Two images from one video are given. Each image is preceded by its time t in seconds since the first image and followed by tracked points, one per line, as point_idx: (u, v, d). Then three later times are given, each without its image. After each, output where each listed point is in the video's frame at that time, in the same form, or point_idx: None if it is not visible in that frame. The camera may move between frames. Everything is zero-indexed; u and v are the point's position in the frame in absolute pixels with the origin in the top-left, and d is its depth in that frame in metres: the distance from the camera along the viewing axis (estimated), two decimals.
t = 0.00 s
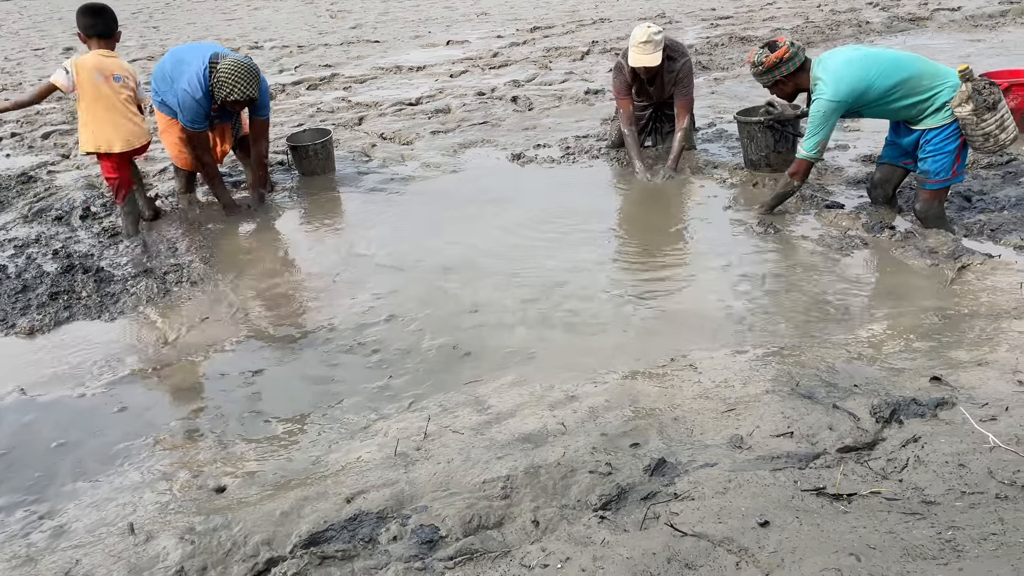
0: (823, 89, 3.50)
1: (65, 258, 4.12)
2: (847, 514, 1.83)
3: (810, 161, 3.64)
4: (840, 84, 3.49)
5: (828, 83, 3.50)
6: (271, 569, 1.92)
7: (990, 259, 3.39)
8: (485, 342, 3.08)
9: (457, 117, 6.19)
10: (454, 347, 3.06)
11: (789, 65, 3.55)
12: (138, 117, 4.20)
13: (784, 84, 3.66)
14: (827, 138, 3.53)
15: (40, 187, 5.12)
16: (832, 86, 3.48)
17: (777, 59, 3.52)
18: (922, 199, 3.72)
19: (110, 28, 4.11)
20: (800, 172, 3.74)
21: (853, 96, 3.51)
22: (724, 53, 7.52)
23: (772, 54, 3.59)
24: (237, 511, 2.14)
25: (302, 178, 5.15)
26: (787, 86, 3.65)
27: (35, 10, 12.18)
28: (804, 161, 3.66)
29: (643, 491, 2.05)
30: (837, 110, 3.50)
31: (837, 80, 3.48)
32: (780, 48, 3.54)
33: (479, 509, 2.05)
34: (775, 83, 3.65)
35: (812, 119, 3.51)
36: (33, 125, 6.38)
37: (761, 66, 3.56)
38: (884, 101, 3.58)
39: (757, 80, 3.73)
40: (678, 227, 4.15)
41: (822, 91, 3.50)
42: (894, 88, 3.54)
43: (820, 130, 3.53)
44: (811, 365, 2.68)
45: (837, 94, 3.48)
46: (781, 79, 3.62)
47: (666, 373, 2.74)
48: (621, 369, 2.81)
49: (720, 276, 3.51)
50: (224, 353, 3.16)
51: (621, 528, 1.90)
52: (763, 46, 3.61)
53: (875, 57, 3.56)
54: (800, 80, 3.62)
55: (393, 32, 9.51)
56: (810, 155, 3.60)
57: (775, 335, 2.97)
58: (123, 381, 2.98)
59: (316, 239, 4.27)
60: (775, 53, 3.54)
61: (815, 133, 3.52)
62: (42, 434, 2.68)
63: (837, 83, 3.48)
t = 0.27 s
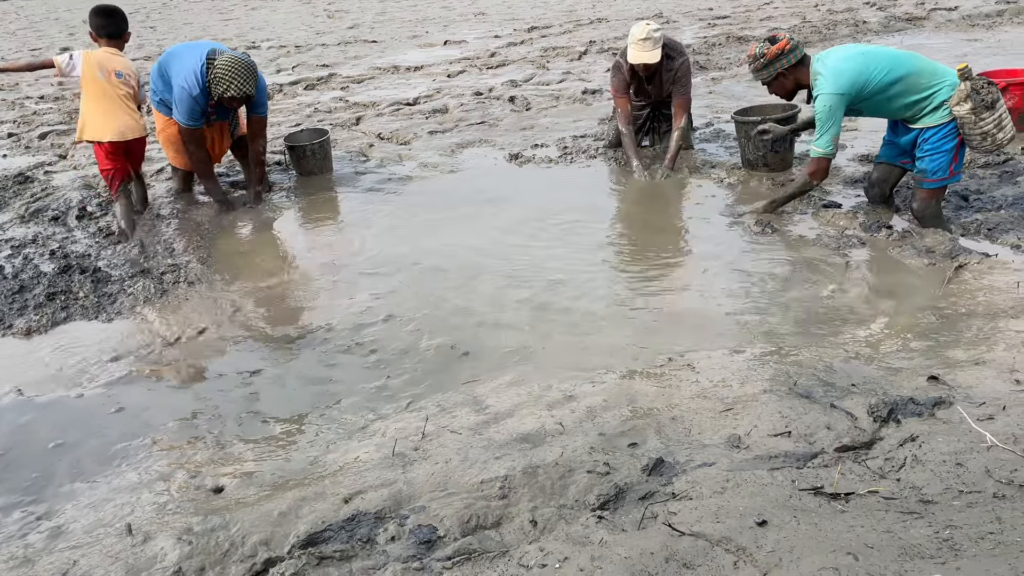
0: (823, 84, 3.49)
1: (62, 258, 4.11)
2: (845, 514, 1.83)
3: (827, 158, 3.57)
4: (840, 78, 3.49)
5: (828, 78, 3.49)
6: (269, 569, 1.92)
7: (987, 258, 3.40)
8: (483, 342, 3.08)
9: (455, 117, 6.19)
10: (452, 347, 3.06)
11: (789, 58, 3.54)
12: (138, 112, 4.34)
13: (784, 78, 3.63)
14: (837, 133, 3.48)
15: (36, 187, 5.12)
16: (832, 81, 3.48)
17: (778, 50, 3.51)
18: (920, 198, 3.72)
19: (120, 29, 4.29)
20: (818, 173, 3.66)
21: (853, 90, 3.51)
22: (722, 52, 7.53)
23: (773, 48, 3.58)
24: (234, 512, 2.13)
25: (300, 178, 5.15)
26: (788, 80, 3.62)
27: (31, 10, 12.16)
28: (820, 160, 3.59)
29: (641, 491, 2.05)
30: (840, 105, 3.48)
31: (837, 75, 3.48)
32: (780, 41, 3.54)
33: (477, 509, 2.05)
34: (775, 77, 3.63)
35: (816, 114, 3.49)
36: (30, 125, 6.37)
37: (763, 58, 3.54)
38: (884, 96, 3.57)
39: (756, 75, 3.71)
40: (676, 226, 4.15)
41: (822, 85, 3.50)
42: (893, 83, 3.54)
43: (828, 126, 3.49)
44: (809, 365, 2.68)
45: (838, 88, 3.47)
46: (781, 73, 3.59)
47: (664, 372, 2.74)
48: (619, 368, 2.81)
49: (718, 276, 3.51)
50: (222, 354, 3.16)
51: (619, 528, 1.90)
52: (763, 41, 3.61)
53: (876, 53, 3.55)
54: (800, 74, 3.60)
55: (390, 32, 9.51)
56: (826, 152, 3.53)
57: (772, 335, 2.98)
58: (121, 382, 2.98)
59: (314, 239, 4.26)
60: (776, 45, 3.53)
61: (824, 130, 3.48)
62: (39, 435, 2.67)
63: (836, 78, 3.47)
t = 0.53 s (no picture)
0: (824, 79, 3.50)
1: (59, 259, 4.11)
2: (842, 514, 1.83)
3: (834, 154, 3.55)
4: (841, 73, 3.50)
5: (828, 73, 3.50)
6: (266, 570, 1.92)
7: (984, 258, 3.40)
8: (480, 342, 3.08)
9: (452, 117, 6.19)
10: (450, 347, 3.06)
11: (790, 53, 3.54)
12: (135, 95, 4.57)
13: (785, 75, 3.61)
14: (841, 128, 3.47)
15: (34, 187, 5.11)
16: (832, 75, 3.49)
17: (779, 43, 3.51)
18: (917, 198, 3.73)
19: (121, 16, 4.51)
20: (825, 169, 3.63)
21: (853, 85, 3.52)
22: (719, 53, 7.53)
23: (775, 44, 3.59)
24: (232, 512, 2.13)
25: (298, 178, 5.14)
26: (789, 76, 3.60)
27: (29, 10, 12.15)
28: (827, 156, 3.56)
29: (639, 491, 2.05)
30: (841, 99, 3.47)
31: (837, 70, 3.49)
32: (782, 36, 3.55)
33: (475, 510, 2.05)
34: (776, 73, 3.61)
35: (820, 107, 3.48)
36: (28, 126, 6.36)
37: (764, 52, 3.55)
38: (884, 93, 3.58)
39: (757, 74, 3.70)
40: (674, 226, 4.16)
41: (823, 79, 3.50)
42: (892, 79, 3.55)
43: (831, 121, 3.48)
44: (807, 365, 2.69)
45: (838, 83, 3.48)
46: (782, 68, 3.58)
47: (662, 372, 2.74)
48: (617, 369, 2.81)
49: (715, 276, 3.51)
50: (219, 354, 3.15)
51: (617, 528, 1.90)
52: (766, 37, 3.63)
53: (876, 50, 3.57)
54: (802, 71, 3.58)
55: (388, 33, 9.51)
56: (831, 147, 3.51)
57: (770, 335, 2.98)
58: (118, 383, 2.97)
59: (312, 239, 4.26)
60: (777, 40, 3.54)
61: (827, 124, 3.47)
62: (36, 436, 2.67)
63: (837, 72, 3.48)
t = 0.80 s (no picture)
0: (824, 77, 3.50)
1: (57, 259, 4.10)
2: (840, 513, 1.83)
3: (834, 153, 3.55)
4: (842, 71, 3.51)
5: (829, 72, 3.50)
6: (264, 571, 1.92)
7: (982, 258, 3.41)
8: (478, 343, 3.08)
9: (450, 117, 6.19)
10: (448, 347, 3.06)
11: (792, 53, 3.52)
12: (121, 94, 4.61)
13: (786, 74, 3.61)
14: (841, 127, 3.47)
15: (31, 188, 5.10)
16: (834, 74, 3.49)
17: (781, 43, 3.49)
18: (915, 198, 3.73)
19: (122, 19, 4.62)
20: (826, 168, 3.63)
21: (853, 84, 3.52)
22: (717, 52, 7.54)
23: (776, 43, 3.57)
24: (230, 513, 2.13)
25: (295, 178, 5.14)
26: (790, 76, 3.59)
27: (26, 10, 12.15)
28: (827, 155, 3.56)
29: (637, 491, 2.05)
30: (842, 98, 3.47)
31: (837, 69, 3.50)
32: (784, 35, 3.53)
33: (473, 510, 2.04)
34: (777, 73, 3.60)
35: (821, 107, 3.47)
36: (25, 126, 6.35)
37: (766, 52, 3.52)
38: (884, 93, 3.57)
39: (757, 72, 3.68)
40: (672, 225, 4.17)
41: (825, 78, 3.50)
42: (893, 79, 3.54)
43: (832, 120, 3.47)
44: (805, 364, 2.69)
45: (840, 82, 3.48)
46: (783, 68, 3.57)
47: (660, 372, 2.74)
48: (615, 369, 2.81)
49: (713, 276, 3.51)
50: (217, 355, 3.15)
51: (615, 528, 1.90)
52: (768, 35, 3.60)
53: (876, 50, 3.57)
54: (803, 70, 3.57)
55: (386, 33, 9.51)
56: (831, 147, 3.51)
57: (769, 335, 2.98)
58: (116, 384, 2.97)
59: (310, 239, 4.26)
60: (779, 40, 3.51)
61: (829, 124, 3.47)
62: (33, 437, 2.66)
63: (838, 72, 3.48)
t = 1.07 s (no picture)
0: (825, 77, 3.50)
1: (54, 260, 4.09)
2: (839, 513, 1.83)
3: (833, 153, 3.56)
4: (842, 71, 3.51)
5: (830, 72, 3.50)
6: (262, 572, 1.91)
7: (979, 257, 3.41)
8: (476, 343, 3.08)
9: (448, 117, 6.19)
10: (446, 347, 3.05)
11: (791, 53, 3.52)
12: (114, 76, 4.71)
13: (785, 74, 3.61)
14: (841, 127, 3.47)
15: (28, 188, 5.09)
16: (834, 73, 3.49)
17: (780, 43, 3.49)
18: (913, 197, 3.73)
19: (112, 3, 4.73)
20: (825, 167, 3.64)
21: (853, 84, 3.51)
22: (715, 53, 7.54)
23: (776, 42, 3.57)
24: (228, 514, 2.12)
25: (293, 179, 5.13)
26: (789, 76, 3.60)
27: (23, 10, 12.13)
28: (826, 155, 3.57)
29: (635, 491, 2.05)
30: (842, 98, 3.47)
31: (838, 69, 3.50)
32: (783, 34, 3.53)
33: (471, 510, 2.04)
34: (776, 72, 3.61)
35: (821, 107, 3.47)
36: (22, 126, 6.33)
37: (766, 52, 3.52)
38: (883, 94, 3.58)
39: (756, 70, 3.68)
40: (670, 225, 4.17)
41: (825, 77, 3.50)
42: (893, 79, 3.54)
43: (831, 119, 3.48)
44: (803, 364, 2.69)
45: (840, 81, 3.48)
46: (782, 68, 3.57)
47: (658, 372, 2.74)
48: (613, 369, 2.81)
49: (711, 276, 3.51)
50: (214, 356, 3.14)
51: (614, 528, 1.90)
52: (767, 35, 3.60)
53: (876, 50, 3.57)
54: (802, 70, 3.57)
55: (383, 33, 9.50)
56: (831, 146, 3.52)
57: (766, 335, 2.98)
58: (113, 384, 2.96)
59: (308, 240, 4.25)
60: (779, 39, 3.50)
61: (828, 124, 3.48)
62: (30, 438, 2.65)
63: (838, 71, 3.48)
